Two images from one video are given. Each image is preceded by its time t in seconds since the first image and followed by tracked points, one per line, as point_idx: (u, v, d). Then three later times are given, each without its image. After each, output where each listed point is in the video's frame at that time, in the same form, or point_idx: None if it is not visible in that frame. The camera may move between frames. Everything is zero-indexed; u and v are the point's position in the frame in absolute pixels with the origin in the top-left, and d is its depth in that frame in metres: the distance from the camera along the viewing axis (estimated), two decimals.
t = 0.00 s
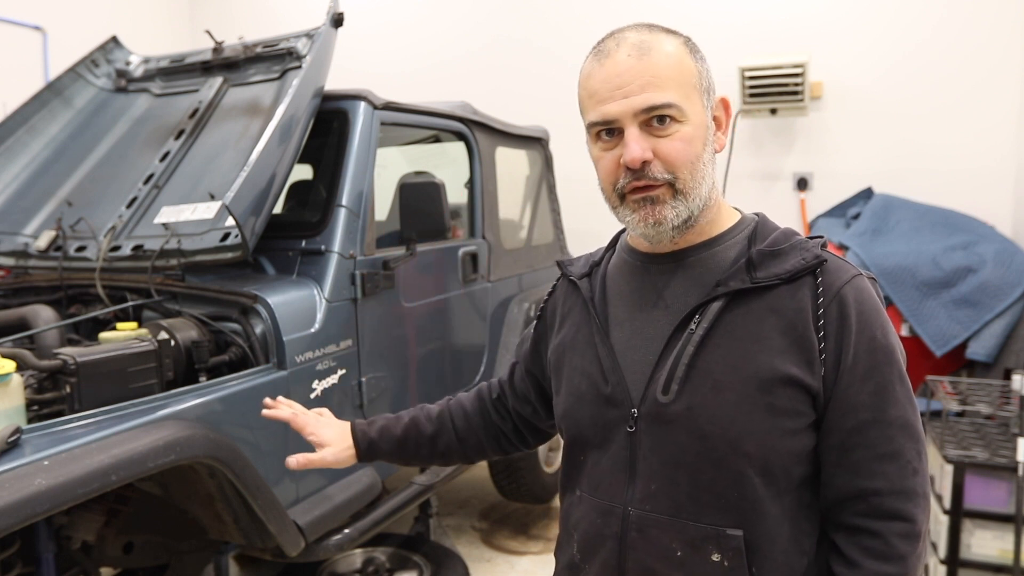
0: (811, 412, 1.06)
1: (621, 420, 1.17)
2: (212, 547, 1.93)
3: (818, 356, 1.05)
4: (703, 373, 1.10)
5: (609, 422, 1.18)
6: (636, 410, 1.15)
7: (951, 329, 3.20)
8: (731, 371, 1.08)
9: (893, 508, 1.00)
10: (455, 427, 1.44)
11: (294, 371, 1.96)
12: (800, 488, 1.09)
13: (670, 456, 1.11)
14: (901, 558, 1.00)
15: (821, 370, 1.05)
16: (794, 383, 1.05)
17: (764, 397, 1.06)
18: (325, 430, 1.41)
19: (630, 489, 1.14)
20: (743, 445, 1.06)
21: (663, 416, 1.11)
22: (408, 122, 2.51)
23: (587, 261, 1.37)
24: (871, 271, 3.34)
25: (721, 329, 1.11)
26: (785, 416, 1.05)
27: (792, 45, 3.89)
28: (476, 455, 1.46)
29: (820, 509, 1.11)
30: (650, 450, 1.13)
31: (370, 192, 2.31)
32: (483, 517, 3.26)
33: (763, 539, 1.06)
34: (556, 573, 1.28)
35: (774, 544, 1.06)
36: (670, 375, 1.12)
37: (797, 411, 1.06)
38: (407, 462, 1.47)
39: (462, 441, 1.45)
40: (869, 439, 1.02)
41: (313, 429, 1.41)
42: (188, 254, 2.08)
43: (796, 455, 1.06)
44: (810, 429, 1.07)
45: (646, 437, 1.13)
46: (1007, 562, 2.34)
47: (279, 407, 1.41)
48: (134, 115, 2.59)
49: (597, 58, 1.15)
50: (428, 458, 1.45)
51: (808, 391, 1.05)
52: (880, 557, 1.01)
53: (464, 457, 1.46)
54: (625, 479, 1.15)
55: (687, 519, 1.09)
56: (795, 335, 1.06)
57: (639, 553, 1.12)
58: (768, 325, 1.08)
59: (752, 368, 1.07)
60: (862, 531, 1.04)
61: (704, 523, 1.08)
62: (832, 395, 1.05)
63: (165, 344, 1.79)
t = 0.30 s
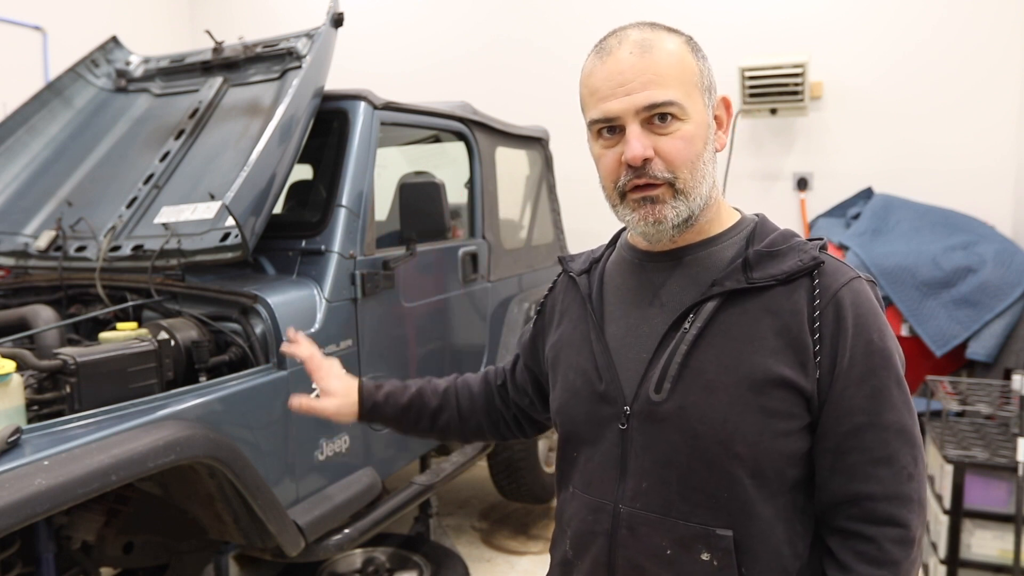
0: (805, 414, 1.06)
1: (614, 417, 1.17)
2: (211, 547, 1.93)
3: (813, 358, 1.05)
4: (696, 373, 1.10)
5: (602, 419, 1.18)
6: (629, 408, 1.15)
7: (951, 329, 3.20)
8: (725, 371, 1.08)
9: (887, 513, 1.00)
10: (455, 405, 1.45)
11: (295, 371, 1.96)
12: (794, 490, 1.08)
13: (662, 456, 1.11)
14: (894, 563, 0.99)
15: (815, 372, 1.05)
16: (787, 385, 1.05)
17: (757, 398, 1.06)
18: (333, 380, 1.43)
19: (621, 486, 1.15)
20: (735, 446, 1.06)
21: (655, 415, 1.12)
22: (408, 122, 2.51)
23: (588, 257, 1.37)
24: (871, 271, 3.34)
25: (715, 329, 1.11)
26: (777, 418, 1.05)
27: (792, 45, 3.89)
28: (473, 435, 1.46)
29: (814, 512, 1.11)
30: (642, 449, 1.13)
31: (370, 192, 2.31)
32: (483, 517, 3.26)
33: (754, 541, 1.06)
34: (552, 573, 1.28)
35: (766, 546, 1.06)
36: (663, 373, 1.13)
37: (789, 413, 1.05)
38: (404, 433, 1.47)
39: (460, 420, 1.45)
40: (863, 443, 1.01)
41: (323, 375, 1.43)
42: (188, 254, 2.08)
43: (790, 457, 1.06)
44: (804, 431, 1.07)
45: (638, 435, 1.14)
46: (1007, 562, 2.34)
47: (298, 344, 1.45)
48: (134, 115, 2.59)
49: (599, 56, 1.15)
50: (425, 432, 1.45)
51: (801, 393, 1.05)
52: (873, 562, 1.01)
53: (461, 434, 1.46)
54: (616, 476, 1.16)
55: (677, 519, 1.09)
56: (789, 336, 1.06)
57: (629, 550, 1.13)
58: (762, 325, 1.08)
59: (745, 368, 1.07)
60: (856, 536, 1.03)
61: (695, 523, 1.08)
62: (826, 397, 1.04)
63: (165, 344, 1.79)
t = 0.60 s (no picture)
0: (797, 417, 1.06)
1: (608, 415, 1.17)
2: (211, 547, 1.93)
3: (806, 362, 1.04)
4: (689, 374, 1.10)
5: (596, 417, 1.19)
6: (622, 407, 1.15)
7: (951, 329, 3.20)
8: (718, 373, 1.08)
9: (878, 519, 0.99)
10: (458, 406, 1.45)
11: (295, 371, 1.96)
12: (784, 493, 1.09)
13: (653, 456, 1.11)
14: (884, 570, 0.99)
15: (808, 376, 1.04)
16: (779, 388, 1.05)
17: (748, 400, 1.06)
18: (333, 398, 1.45)
19: (612, 484, 1.15)
20: (725, 448, 1.06)
21: (648, 415, 1.12)
22: (408, 122, 2.51)
23: (590, 255, 1.37)
24: (871, 271, 3.34)
25: (709, 330, 1.11)
26: (768, 421, 1.05)
27: (792, 45, 3.89)
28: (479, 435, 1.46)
29: (807, 516, 1.11)
30: (634, 448, 1.13)
31: (370, 192, 2.31)
32: (483, 517, 3.26)
33: (742, 542, 1.06)
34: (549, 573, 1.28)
35: (755, 549, 1.06)
36: (656, 373, 1.13)
37: (780, 416, 1.05)
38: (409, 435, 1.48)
39: (464, 420, 1.45)
40: (855, 448, 1.01)
41: (323, 397, 1.45)
42: (188, 254, 2.08)
43: (780, 460, 1.06)
44: (796, 434, 1.07)
45: (630, 434, 1.14)
46: (1007, 562, 2.34)
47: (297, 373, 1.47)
48: (134, 115, 2.59)
49: (602, 56, 1.15)
50: (430, 433, 1.46)
51: (793, 396, 1.05)
52: (863, 567, 1.00)
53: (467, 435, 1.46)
54: (607, 474, 1.16)
55: (665, 518, 1.10)
56: (782, 340, 1.06)
57: (618, 547, 1.13)
58: (756, 328, 1.08)
59: (738, 370, 1.07)
60: (847, 541, 1.03)
61: (683, 522, 1.09)
62: (819, 401, 1.04)
63: (165, 344, 1.79)
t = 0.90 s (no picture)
0: (785, 417, 1.06)
1: (599, 413, 1.17)
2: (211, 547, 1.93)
3: (793, 362, 1.04)
4: (677, 372, 1.10)
5: (587, 415, 1.19)
6: (613, 405, 1.15)
7: (951, 329, 3.20)
8: (706, 373, 1.08)
9: (865, 519, 0.99)
10: (463, 414, 1.45)
11: (295, 371, 1.96)
12: (773, 492, 1.08)
13: (641, 454, 1.11)
14: (870, 571, 0.98)
15: (795, 375, 1.04)
16: (766, 388, 1.05)
17: (735, 399, 1.06)
18: (342, 413, 1.47)
19: (603, 482, 1.16)
20: (712, 446, 1.06)
21: (637, 413, 1.12)
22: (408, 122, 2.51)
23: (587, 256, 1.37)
24: (871, 271, 3.34)
25: (698, 329, 1.11)
26: (755, 420, 1.05)
27: (792, 45, 3.89)
28: (486, 441, 1.46)
29: (797, 516, 1.10)
30: (624, 446, 1.13)
31: (370, 192, 2.31)
32: (483, 517, 3.26)
33: (729, 540, 1.06)
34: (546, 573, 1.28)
35: (742, 547, 1.06)
36: (645, 372, 1.13)
37: (767, 415, 1.05)
38: (418, 445, 1.48)
39: (471, 428, 1.45)
40: (842, 448, 1.01)
41: (331, 413, 1.46)
42: (188, 254, 2.08)
43: (768, 459, 1.06)
44: (784, 434, 1.07)
45: (620, 432, 1.14)
46: (1007, 562, 2.34)
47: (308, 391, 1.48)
48: (134, 115, 2.59)
49: (589, 59, 1.15)
50: (439, 443, 1.46)
51: (780, 396, 1.05)
52: (850, 567, 1.00)
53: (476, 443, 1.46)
54: (598, 472, 1.16)
55: (653, 515, 1.10)
56: (770, 340, 1.06)
57: (607, 544, 1.13)
58: (744, 327, 1.08)
59: (725, 369, 1.07)
60: (834, 540, 1.02)
61: (672, 520, 1.09)
62: (806, 401, 1.04)
63: (165, 344, 1.79)
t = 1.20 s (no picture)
0: (768, 415, 1.05)
1: (588, 411, 1.18)
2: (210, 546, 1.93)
3: (777, 361, 1.04)
4: (662, 371, 1.10)
5: (577, 413, 1.20)
6: (601, 403, 1.16)
7: (951, 329, 3.20)
8: (691, 372, 1.08)
9: (849, 516, 0.99)
10: (469, 402, 1.45)
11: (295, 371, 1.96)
12: (759, 490, 1.08)
13: (628, 451, 1.12)
14: (854, 568, 0.98)
15: (779, 374, 1.04)
16: (749, 386, 1.04)
17: (719, 397, 1.06)
18: (345, 390, 1.43)
19: (591, 478, 1.16)
20: (697, 444, 1.06)
21: (624, 411, 1.12)
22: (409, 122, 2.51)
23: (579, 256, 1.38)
24: (871, 271, 3.34)
25: (683, 328, 1.11)
26: (739, 418, 1.05)
27: (792, 45, 3.89)
28: (486, 432, 1.46)
29: (784, 515, 1.10)
30: (611, 443, 1.14)
31: (370, 192, 2.31)
32: (483, 517, 3.26)
33: (715, 537, 1.06)
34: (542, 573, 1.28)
35: (727, 543, 1.06)
36: (631, 370, 1.13)
37: (751, 414, 1.05)
38: (418, 431, 1.48)
39: (474, 417, 1.45)
40: (826, 446, 1.00)
41: (334, 388, 1.43)
42: (188, 254, 2.08)
43: (753, 457, 1.05)
44: (769, 432, 1.06)
45: (608, 430, 1.14)
46: (1007, 562, 2.34)
47: (306, 363, 1.44)
48: (134, 115, 2.59)
49: (577, 61, 1.15)
50: (440, 430, 1.46)
51: (764, 394, 1.04)
52: (835, 564, 0.99)
53: (475, 432, 1.47)
54: (587, 469, 1.17)
55: (640, 512, 1.10)
56: (754, 338, 1.06)
57: (596, 540, 1.13)
58: (729, 326, 1.08)
59: (709, 368, 1.07)
60: (819, 537, 1.02)
61: (658, 516, 1.09)
62: (790, 399, 1.03)
63: (165, 344, 1.79)
